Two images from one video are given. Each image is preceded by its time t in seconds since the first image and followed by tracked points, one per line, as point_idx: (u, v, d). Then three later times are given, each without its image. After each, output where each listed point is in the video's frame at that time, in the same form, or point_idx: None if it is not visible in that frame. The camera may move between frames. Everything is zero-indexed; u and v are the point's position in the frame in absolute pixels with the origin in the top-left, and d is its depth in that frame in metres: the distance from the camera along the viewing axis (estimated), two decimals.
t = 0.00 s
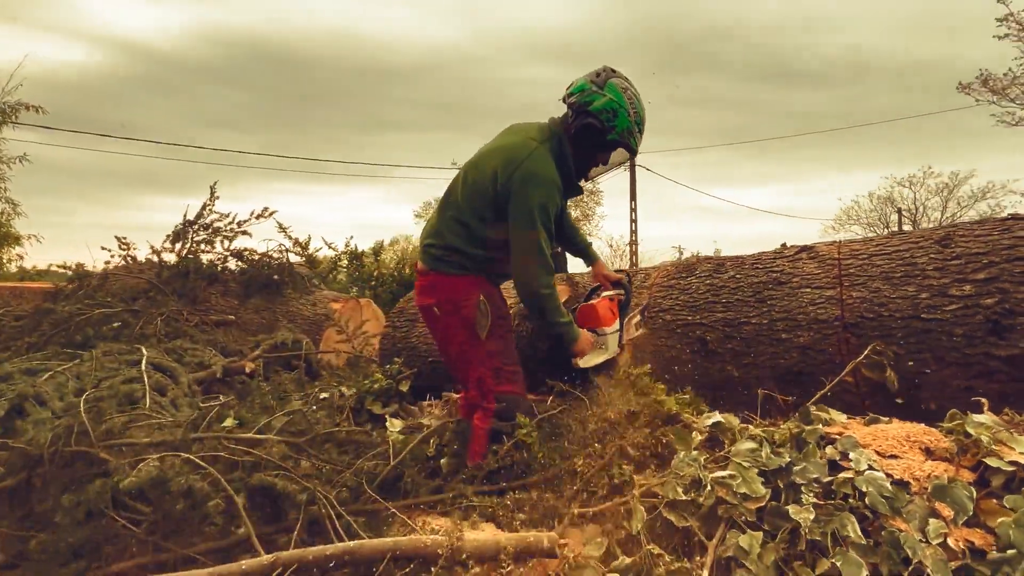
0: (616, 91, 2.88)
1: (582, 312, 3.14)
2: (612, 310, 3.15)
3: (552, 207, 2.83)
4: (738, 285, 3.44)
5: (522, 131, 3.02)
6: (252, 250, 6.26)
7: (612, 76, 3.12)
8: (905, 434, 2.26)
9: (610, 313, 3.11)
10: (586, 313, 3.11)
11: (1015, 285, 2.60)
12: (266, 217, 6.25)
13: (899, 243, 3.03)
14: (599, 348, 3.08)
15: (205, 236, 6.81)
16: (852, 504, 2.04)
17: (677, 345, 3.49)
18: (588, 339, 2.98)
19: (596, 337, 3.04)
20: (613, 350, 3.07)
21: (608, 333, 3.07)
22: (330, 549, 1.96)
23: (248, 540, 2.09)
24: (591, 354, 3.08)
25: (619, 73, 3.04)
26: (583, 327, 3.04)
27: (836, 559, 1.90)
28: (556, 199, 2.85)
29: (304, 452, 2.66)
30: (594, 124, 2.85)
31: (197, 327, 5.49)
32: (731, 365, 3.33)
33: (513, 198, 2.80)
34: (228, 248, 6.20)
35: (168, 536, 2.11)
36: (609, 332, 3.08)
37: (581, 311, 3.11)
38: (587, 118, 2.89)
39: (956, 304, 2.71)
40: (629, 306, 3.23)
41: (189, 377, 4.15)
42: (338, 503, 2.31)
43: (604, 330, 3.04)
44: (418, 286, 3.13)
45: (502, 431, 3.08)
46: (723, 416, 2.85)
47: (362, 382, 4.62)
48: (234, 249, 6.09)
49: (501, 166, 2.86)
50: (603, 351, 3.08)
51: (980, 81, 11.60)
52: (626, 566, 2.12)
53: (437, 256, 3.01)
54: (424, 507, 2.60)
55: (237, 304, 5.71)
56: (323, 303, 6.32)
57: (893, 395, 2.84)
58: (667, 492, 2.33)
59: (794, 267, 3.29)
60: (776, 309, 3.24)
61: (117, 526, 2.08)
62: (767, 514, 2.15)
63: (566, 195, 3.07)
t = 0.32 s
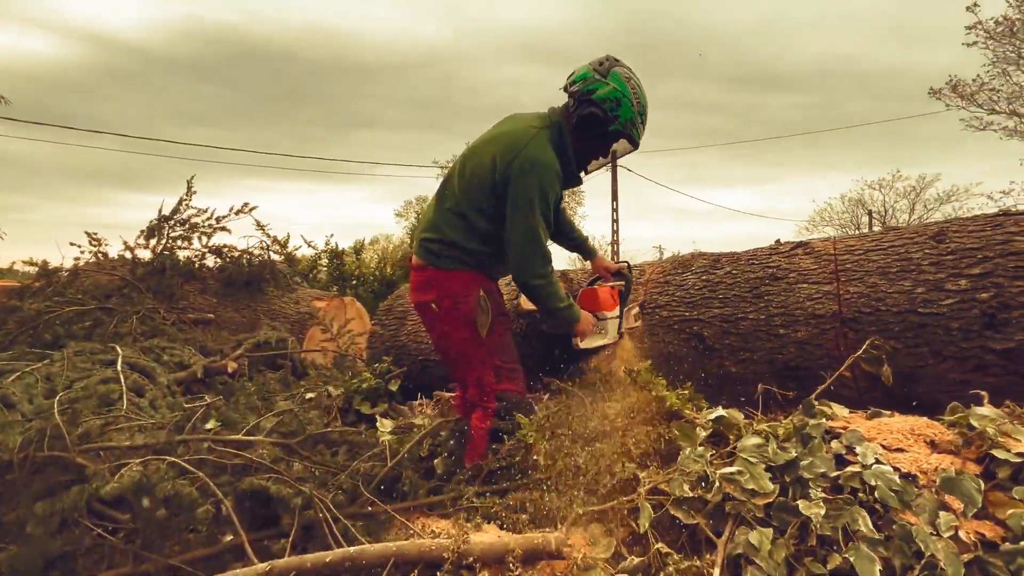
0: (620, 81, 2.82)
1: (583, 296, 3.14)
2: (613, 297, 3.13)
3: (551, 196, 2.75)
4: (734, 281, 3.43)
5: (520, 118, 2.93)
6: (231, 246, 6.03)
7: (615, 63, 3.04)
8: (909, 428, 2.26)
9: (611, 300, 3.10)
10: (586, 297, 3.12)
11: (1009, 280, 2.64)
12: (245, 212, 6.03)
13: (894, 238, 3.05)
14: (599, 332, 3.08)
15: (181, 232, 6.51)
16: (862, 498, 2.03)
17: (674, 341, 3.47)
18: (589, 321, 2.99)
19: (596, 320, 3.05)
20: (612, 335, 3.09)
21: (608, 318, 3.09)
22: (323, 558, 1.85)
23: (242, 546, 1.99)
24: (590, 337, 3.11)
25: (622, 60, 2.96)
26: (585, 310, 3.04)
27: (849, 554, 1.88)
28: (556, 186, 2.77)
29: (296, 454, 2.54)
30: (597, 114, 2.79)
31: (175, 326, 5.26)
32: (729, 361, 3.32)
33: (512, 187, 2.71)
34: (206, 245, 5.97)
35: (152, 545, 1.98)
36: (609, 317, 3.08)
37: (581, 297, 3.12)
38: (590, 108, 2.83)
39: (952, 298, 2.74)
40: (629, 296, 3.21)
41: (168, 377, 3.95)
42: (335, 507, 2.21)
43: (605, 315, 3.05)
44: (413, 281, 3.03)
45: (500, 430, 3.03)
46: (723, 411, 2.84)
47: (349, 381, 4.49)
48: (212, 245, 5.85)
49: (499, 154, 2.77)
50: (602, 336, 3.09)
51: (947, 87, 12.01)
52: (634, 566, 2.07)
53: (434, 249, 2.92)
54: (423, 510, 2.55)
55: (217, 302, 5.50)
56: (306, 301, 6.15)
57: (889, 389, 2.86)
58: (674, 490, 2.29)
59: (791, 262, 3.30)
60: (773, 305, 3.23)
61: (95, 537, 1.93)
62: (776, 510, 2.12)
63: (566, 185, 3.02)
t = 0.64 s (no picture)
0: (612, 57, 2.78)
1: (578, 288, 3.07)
2: (608, 290, 3.07)
3: (547, 172, 2.66)
4: (729, 277, 3.40)
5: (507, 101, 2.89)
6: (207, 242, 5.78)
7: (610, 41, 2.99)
8: (911, 423, 2.25)
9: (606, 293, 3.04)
10: (583, 288, 3.04)
11: (1002, 275, 2.66)
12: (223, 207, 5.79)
13: (888, 234, 3.06)
14: (593, 324, 3.02)
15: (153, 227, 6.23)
16: (869, 495, 1.99)
17: (668, 338, 3.43)
18: (588, 310, 2.87)
19: (593, 313, 2.97)
20: (607, 327, 3.04)
21: (603, 310, 3.04)
22: None
23: (225, 557, 1.84)
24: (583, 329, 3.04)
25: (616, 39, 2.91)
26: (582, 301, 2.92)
27: (859, 552, 1.84)
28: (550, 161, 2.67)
29: (282, 458, 2.40)
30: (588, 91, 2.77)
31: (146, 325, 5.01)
32: (724, 357, 3.29)
33: (505, 166, 2.63)
34: (179, 241, 5.70)
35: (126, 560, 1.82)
36: (605, 310, 3.03)
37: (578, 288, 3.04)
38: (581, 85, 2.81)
39: (946, 293, 2.75)
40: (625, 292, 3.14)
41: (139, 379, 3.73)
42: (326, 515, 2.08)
43: (601, 306, 3.00)
44: (405, 275, 2.92)
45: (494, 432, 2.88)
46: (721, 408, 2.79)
47: (334, 380, 4.34)
48: (186, 242, 5.60)
49: (490, 135, 2.70)
50: (596, 328, 3.03)
51: (917, 92, 12.38)
52: (639, 569, 2.01)
53: (428, 242, 2.81)
54: (418, 514, 2.48)
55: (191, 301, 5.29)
56: (286, 299, 5.95)
57: (885, 384, 2.87)
58: (677, 489, 2.23)
59: (785, 259, 3.28)
60: (768, 301, 3.21)
61: (61, 553, 1.76)
62: (780, 508, 2.08)
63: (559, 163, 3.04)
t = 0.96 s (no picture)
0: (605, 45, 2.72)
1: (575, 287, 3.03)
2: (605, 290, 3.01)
3: (547, 162, 2.59)
4: (724, 277, 3.38)
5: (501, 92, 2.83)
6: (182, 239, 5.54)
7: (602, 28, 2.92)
8: (914, 423, 2.24)
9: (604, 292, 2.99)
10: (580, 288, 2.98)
11: (996, 274, 2.69)
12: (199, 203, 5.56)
13: (882, 234, 3.07)
14: (590, 325, 2.93)
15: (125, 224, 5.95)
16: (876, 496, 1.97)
17: (664, 338, 3.39)
18: (587, 313, 2.85)
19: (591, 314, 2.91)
20: (603, 330, 2.94)
21: (600, 311, 2.96)
22: None
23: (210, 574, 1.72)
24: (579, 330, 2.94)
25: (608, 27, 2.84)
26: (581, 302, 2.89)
27: (869, 555, 1.81)
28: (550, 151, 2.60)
29: (269, 467, 2.27)
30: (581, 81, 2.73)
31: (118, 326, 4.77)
32: (720, 357, 3.26)
33: (504, 157, 2.55)
34: (152, 239, 5.46)
35: None
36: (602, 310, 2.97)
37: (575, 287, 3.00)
38: (574, 75, 2.76)
39: (941, 293, 2.77)
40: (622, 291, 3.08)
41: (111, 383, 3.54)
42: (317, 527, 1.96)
43: (597, 308, 2.92)
44: (398, 273, 2.81)
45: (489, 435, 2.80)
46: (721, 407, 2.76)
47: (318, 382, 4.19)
48: (160, 239, 5.36)
49: (487, 125, 2.62)
50: (592, 329, 2.95)
51: (891, 97, 12.68)
52: None
53: (424, 240, 2.70)
54: (413, 523, 2.40)
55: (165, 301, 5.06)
56: (267, 299, 5.75)
57: (880, 383, 2.87)
58: (681, 493, 2.17)
59: (780, 258, 3.27)
60: (764, 301, 3.20)
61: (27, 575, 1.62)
62: (786, 511, 2.04)
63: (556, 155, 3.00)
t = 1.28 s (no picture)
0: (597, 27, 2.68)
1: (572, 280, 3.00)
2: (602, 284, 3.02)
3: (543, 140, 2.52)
4: (719, 275, 3.38)
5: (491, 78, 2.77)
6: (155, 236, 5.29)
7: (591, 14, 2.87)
8: (913, 419, 2.26)
9: (600, 287, 2.98)
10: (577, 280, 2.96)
11: (985, 273, 2.75)
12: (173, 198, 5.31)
13: (873, 233, 3.11)
14: (587, 315, 2.88)
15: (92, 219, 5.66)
16: (882, 493, 1.97)
17: (659, 337, 3.38)
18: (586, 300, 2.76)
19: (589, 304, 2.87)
20: (602, 321, 2.92)
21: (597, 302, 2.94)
22: None
23: None
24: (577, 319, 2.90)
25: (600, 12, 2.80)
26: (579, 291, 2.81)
27: (879, 553, 1.81)
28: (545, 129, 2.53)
29: (259, 473, 2.16)
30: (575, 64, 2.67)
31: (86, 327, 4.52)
32: (716, 355, 3.26)
33: (499, 137, 2.47)
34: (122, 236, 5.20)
35: None
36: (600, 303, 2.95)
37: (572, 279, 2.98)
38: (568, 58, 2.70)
39: (933, 291, 2.82)
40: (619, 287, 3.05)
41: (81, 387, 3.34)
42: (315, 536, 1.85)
43: (595, 298, 2.92)
44: (392, 269, 2.72)
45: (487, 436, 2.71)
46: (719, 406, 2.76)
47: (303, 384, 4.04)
48: (132, 235, 5.11)
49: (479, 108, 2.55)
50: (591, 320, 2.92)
51: (863, 103, 13.07)
52: None
53: (420, 232, 2.61)
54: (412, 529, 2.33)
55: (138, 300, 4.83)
56: (246, 299, 5.53)
57: (873, 380, 2.91)
58: (687, 494, 2.14)
59: (774, 257, 3.29)
60: (759, 299, 3.21)
61: None
62: (792, 509, 2.03)
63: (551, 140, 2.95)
